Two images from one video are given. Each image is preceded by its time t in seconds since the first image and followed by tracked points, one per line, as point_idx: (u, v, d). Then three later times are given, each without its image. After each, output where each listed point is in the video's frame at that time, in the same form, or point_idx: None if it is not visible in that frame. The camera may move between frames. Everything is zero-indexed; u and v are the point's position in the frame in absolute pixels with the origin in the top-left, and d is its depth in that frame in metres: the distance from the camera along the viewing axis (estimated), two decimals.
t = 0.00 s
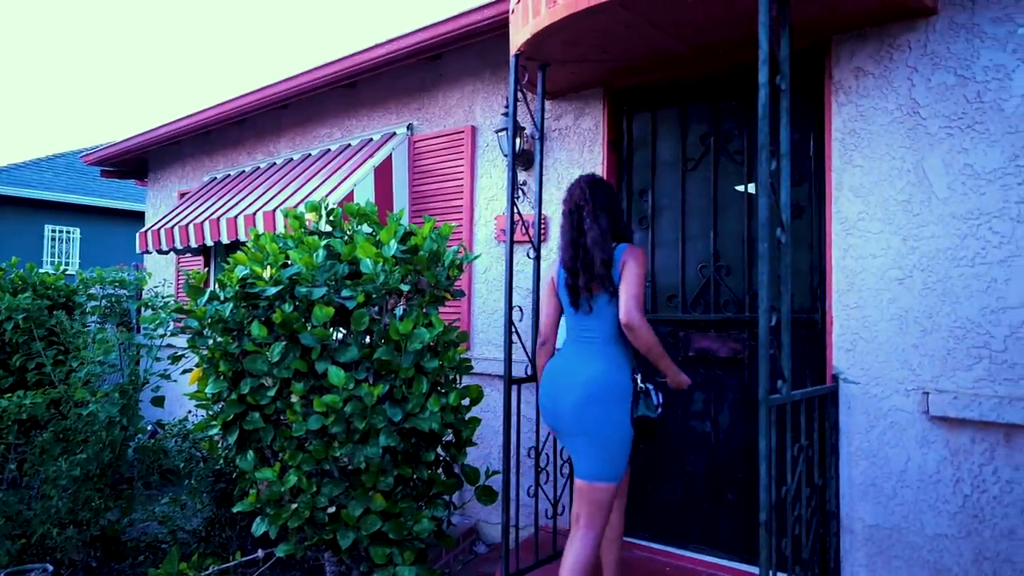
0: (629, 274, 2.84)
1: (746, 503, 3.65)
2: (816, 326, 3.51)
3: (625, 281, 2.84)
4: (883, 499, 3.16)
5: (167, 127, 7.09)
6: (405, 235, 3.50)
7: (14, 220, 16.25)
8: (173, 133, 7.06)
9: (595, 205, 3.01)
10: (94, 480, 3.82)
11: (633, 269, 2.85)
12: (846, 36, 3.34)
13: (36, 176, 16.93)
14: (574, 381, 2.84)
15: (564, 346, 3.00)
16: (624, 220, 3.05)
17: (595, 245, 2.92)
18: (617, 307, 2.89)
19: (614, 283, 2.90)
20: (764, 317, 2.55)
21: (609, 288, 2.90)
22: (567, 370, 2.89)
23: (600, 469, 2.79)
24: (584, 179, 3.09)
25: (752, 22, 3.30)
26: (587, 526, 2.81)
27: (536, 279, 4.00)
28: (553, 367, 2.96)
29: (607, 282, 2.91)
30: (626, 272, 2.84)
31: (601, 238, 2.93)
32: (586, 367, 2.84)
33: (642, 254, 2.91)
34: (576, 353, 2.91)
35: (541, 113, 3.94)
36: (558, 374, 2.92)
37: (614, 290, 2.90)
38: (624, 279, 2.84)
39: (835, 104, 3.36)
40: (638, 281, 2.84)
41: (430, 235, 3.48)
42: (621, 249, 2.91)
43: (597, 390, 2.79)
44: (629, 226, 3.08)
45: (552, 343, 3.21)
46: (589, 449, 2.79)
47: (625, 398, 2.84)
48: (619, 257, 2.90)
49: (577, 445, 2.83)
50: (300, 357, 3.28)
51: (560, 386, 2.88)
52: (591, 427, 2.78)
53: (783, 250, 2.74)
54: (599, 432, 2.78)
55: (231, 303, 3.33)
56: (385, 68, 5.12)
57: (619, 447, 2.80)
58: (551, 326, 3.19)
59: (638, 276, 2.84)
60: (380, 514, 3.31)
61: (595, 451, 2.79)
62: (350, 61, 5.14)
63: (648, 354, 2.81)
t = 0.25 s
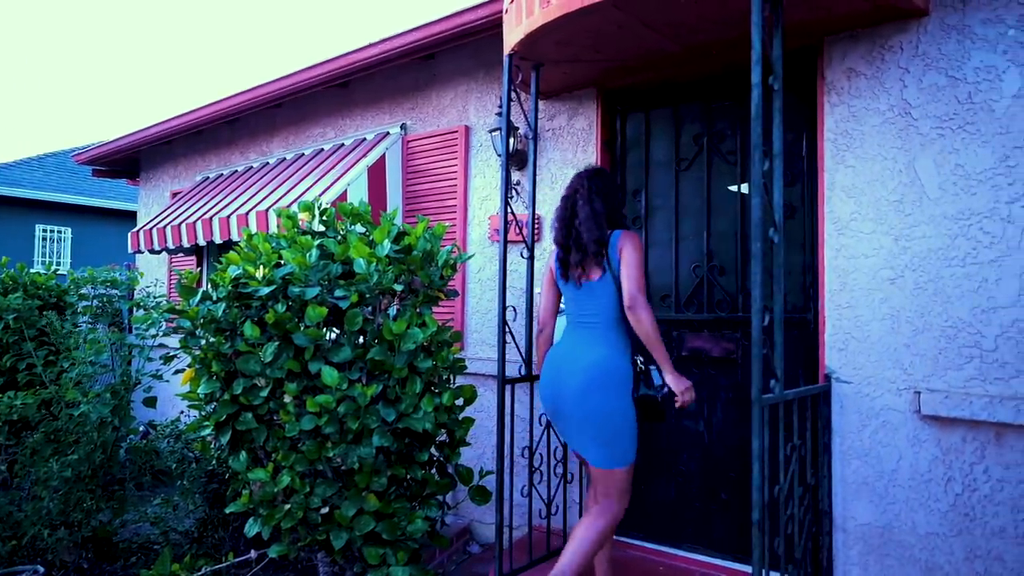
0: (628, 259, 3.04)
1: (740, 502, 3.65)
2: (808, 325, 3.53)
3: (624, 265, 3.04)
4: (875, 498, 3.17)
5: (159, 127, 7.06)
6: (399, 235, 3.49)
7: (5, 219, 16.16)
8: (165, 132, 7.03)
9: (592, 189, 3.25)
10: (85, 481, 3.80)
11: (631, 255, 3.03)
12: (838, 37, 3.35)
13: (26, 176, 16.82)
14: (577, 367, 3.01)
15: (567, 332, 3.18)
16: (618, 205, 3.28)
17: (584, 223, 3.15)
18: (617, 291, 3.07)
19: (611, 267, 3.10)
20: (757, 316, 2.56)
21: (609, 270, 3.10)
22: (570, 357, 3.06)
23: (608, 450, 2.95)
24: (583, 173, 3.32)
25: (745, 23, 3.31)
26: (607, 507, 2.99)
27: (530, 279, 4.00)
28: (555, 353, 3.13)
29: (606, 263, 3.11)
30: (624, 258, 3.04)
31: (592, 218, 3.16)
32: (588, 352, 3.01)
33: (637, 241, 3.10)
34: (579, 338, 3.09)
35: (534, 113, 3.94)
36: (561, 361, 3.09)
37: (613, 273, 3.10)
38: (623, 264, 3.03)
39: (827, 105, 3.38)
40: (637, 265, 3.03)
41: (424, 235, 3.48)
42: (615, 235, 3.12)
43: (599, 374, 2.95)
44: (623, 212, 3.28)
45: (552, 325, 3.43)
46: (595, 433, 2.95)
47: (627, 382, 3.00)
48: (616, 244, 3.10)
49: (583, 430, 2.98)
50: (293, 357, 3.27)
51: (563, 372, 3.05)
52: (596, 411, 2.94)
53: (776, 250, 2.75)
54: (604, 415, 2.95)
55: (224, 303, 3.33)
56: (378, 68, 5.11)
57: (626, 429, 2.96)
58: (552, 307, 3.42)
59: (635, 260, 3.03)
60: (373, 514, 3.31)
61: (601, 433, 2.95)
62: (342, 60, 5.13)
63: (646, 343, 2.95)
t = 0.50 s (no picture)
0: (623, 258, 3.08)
1: (733, 501, 3.67)
2: (802, 325, 3.54)
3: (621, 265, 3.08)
4: (868, 497, 3.19)
5: (152, 126, 7.03)
6: (393, 234, 3.49)
7: None
8: (158, 131, 7.00)
9: (590, 186, 3.30)
10: (77, 482, 3.78)
11: (626, 252, 3.08)
12: (831, 38, 3.36)
13: (18, 175, 16.74)
14: (578, 366, 3.07)
15: (567, 331, 3.23)
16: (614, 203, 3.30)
17: (577, 218, 3.24)
18: (615, 291, 3.11)
19: (607, 264, 3.15)
20: (751, 316, 2.56)
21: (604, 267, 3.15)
22: (571, 356, 3.12)
23: (612, 447, 3.03)
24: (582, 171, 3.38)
25: (739, 24, 3.32)
26: (623, 498, 3.07)
27: (524, 278, 4.00)
28: (557, 352, 3.19)
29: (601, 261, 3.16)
30: (620, 256, 3.08)
31: (586, 215, 3.23)
32: (590, 352, 3.07)
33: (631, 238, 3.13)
34: (578, 337, 3.14)
35: (529, 113, 3.93)
36: (562, 360, 3.14)
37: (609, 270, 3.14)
38: (620, 262, 3.08)
39: (821, 106, 3.39)
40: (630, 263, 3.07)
41: (418, 235, 3.47)
42: (610, 232, 3.16)
43: (601, 373, 3.03)
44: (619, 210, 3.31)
45: (552, 324, 3.46)
46: (600, 431, 3.03)
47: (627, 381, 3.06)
48: (611, 241, 3.14)
49: (587, 427, 3.06)
50: (287, 357, 3.26)
51: (565, 371, 3.11)
52: (600, 409, 3.01)
53: (770, 251, 2.75)
54: (607, 413, 3.02)
55: (217, 303, 3.31)
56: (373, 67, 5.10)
57: (630, 426, 3.03)
58: (552, 306, 3.46)
59: (631, 258, 3.07)
60: (367, 514, 3.30)
61: (604, 430, 3.03)
62: (336, 60, 5.12)
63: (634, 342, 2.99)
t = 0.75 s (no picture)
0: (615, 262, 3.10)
1: (728, 501, 3.67)
2: (797, 325, 3.55)
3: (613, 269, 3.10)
4: (862, 497, 3.20)
5: (146, 125, 7.00)
6: (388, 234, 3.48)
7: None
8: (152, 131, 6.97)
9: (589, 189, 3.34)
10: (70, 482, 3.77)
11: (619, 256, 3.10)
12: (825, 39, 3.37)
13: (11, 174, 16.66)
14: (578, 367, 3.08)
15: (564, 333, 3.23)
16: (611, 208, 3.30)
17: (570, 217, 3.29)
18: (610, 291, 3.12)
19: (601, 267, 3.17)
20: (746, 316, 2.56)
21: (597, 269, 3.17)
22: (569, 356, 3.12)
23: (613, 447, 3.06)
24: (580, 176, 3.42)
25: (734, 24, 3.33)
26: (635, 495, 3.13)
27: (519, 278, 4.00)
28: (555, 353, 3.20)
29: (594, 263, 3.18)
30: (614, 259, 3.11)
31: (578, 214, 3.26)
32: (589, 352, 3.08)
33: (625, 241, 3.14)
34: (576, 338, 3.15)
35: (524, 113, 3.93)
36: (561, 361, 3.15)
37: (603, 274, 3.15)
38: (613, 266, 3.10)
39: (815, 106, 3.40)
40: (621, 267, 3.09)
41: (413, 235, 3.47)
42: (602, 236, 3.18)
43: (601, 374, 3.04)
44: (616, 215, 3.30)
45: (551, 326, 3.46)
46: (603, 431, 3.05)
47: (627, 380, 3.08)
48: (605, 245, 3.16)
49: (589, 428, 3.08)
50: (282, 357, 3.25)
51: (565, 372, 3.12)
52: (602, 409, 3.03)
53: (764, 251, 2.75)
54: (609, 413, 3.04)
55: (211, 303, 3.31)
56: (368, 67, 5.09)
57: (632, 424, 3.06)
58: (550, 308, 3.45)
59: (623, 261, 3.10)
60: (362, 515, 3.30)
61: (605, 431, 3.06)
62: (331, 60, 5.12)
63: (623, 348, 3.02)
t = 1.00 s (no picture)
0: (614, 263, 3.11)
1: (723, 502, 3.68)
2: (791, 325, 3.56)
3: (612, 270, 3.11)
4: (856, 497, 3.20)
5: (140, 125, 6.99)
6: (383, 235, 3.48)
7: None
8: (147, 131, 6.95)
9: (590, 195, 3.36)
10: (63, 483, 3.76)
11: (616, 257, 3.11)
12: (820, 40, 3.38)
13: (5, 174, 16.59)
14: (577, 367, 3.08)
15: (562, 334, 3.24)
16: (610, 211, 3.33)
17: (569, 221, 3.34)
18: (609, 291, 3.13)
19: (598, 270, 3.18)
20: (741, 316, 2.57)
21: (595, 270, 3.18)
22: (568, 357, 3.12)
23: (613, 447, 3.06)
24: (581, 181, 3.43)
25: (729, 26, 3.33)
26: (638, 493, 3.14)
27: (514, 278, 4.00)
28: (553, 353, 3.20)
29: (591, 264, 3.20)
30: (612, 261, 3.12)
31: (576, 218, 3.31)
32: (587, 353, 3.08)
33: (621, 243, 3.16)
34: (575, 338, 3.15)
35: (519, 114, 3.93)
36: (560, 361, 3.15)
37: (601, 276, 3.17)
38: (611, 267, 3.11)
39: (810, 107, 3.41)
40: (619, 268, 3.10)
41: (408, 235, 3.46)
42: (600, 239, 3.20)
43: (600, 373, 3.04)
44: (615, 219, 3.33)
45: (548, 328, 3.46)
46: (602, 430, 3.05)
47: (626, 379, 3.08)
48: (602, 247, 3.17)
49: (588, 427, 3.07)
50: (277, 358, 3.25)
51: (564, 372, 3.12)
52: (601, 409, 3.03)
53: (759, 251, 2.75)
54: (608, 412, 3.04)
55: (205, 303, 3.29)
56: (363, 67, 5.09)
57: (631, 423, 3.06)
58: (549, 311, 3.46)
59: (621, 262, 3.11)
60: (357, 516, 3.29)
61: (605, 431, 3.05)
62: (325, 60, 5.11)
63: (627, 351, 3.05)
